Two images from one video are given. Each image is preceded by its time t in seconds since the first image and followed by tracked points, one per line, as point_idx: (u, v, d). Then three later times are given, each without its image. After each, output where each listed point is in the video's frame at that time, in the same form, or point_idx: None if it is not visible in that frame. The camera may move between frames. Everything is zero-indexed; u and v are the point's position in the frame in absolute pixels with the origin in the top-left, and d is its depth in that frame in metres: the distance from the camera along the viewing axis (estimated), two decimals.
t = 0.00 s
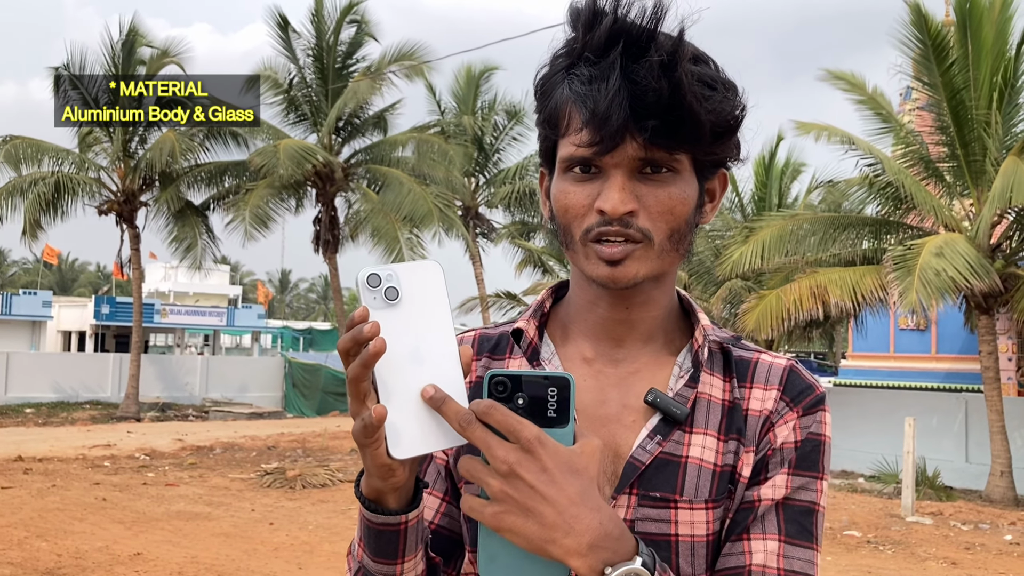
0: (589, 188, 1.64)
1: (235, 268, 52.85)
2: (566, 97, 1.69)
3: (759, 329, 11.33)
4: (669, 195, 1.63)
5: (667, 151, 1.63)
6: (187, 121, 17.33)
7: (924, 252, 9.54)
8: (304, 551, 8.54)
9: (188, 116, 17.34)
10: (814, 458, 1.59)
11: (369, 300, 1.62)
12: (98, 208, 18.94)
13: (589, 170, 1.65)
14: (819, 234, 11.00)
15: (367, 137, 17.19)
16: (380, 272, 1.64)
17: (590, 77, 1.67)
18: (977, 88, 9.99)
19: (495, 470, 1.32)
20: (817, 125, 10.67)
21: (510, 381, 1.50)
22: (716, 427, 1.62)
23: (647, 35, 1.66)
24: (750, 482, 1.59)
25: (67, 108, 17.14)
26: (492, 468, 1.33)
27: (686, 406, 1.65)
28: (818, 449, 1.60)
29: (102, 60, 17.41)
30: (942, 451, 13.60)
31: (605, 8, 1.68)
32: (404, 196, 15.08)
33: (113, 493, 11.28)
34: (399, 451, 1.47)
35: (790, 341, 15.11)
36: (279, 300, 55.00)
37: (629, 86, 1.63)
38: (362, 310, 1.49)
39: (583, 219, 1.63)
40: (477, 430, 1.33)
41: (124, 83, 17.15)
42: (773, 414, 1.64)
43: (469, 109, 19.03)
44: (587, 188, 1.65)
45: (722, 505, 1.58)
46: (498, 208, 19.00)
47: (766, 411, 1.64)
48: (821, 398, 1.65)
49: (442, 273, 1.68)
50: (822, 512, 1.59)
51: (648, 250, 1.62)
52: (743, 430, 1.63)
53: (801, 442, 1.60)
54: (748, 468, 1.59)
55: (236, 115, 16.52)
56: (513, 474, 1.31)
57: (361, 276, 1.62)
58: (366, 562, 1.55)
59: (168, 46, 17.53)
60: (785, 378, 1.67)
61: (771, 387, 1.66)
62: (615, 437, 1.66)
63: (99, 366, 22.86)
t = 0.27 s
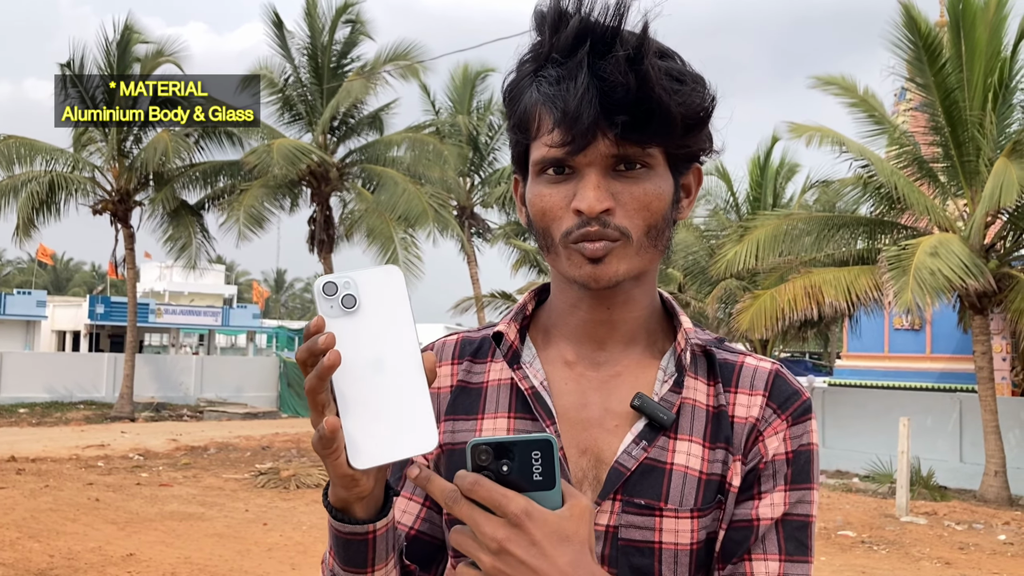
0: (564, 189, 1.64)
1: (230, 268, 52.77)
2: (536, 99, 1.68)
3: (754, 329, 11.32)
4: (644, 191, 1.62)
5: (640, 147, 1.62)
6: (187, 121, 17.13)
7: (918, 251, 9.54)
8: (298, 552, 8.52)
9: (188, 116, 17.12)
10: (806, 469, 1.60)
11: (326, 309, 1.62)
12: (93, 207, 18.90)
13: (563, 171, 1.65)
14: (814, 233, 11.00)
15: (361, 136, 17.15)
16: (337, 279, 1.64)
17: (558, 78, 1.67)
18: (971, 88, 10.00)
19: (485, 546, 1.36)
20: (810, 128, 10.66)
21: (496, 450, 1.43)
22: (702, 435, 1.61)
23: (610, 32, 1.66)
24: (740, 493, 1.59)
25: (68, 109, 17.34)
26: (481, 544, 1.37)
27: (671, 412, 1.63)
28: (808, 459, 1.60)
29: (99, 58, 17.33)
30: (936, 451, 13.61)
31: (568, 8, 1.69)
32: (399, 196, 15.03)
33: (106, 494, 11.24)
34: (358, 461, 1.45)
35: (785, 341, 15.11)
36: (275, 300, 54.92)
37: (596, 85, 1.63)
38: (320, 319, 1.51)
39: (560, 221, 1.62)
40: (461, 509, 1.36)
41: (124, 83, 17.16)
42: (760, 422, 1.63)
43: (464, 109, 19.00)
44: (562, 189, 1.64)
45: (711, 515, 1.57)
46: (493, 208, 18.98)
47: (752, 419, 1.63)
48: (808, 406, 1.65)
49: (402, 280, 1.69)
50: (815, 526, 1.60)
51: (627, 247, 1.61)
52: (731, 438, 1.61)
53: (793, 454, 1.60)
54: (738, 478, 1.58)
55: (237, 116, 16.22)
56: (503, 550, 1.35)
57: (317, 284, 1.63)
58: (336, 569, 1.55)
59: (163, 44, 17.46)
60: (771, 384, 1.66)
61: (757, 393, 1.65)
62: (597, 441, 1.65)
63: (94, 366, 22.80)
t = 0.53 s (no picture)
0: (545, 187, 1.63)
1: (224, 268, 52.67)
2: (518, 96, 1.67)
3: (747, 329, 11.31)
4: (627, 189, 1.61)
5: (621, 144, 1.61)
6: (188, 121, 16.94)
7: (912, 252, 9.55)
8: (290, 552, 8.49)
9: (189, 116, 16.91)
10: (797, 472, 1.61)
11: (301, 324, 1.61)
12: (85, 207, 18.83)
13: (545, 169, 1.64)
14: (807, 234, 11.02)
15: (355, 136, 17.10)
16: (310, 294, 1.63)
17: (539, 76, 1.66)
18: (964, 88, 10.02)
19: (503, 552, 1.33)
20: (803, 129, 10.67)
21: (511, 453, 1.41)
22: (691, 436, 1.60)
23: (592, 27, 1.64)
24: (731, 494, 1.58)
25: (68, 108, 17.37)
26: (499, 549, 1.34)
27: (660, 413, 1.61)
28: (800, 462, 1.61)
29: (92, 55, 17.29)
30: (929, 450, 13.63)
31: (551, 5, 1.67)
32: (392, 195, 14.99)
33: (98, 494, 11.19)
34: (344, 482, 1.46)
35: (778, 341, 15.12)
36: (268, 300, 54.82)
37: (576, 82, 1.61)
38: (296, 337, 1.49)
39: (541, 219, 1.61)
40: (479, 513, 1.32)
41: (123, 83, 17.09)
42: (750, 424, 1.62)
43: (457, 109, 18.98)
44: (543, 188, 1.63)
45: (703, 517, 1.56)
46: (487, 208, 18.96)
47: (742, 421, 1.62)
48: (797, 408, 1.65)
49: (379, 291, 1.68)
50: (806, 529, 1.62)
51: (610, 246, 1.60)
52: (722, 440, 1.60)
53: (785, 457, 1.60)
54: (730, 480, 1.57)
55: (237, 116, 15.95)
56: (521, 556, 1.32)
57: (290, 298, 1.61)
58: None
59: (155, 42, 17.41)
60: (760, 384, 1.65)
61: (746, 394, 1.64)
62: (582, 442, 1.63)
63: (86, 366, 22.71)
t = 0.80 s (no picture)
0: (514, 188, 1.64)
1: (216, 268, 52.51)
2: (490, 97, 1.68)
3: (740, 329, 11.31)
4: (595, 190, 1.61)
5: (585, 144, 1.60)
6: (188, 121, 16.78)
7: (903, 253, 9.57)
8: (280, 553, 8.45)
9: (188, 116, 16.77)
10: (787, 472, 1.61)
11: (272, 350, 1.57)
12: (75, 206, 18.73)
13: (515, 171, 1.65)
14: (799, 234, 11.03)
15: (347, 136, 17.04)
16: (278, 317, 1.58)
17: (508, 76, 1.66)
18: (955, 89, 10.06)
19: None
20: (797, 126, 10.68)
21: (523, 477, 1.32)
22: (679, 436, 1.58)
23: (560, 26, 1.63)
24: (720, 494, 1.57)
25: (67, 108, 17.40)
26: None
27: (649, 412, 1.59)
28: (790, 463, 1.61)
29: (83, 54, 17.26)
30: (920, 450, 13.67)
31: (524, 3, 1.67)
32: (384, 195, 14.95)
33: (87, 494, 11.13)
34: (332, 508, 1.45)
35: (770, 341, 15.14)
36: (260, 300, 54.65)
37: (541, 82, 1.61)
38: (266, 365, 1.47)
39: (510, 221, 1.63)
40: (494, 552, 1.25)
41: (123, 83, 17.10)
42: (740, 425, 1.61)
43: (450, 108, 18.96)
44: (513, 188, 1.64)
45: (692, 518, 1.55)
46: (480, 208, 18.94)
47: (731, 421, 1.61)
48: (786, 408, 1.64)
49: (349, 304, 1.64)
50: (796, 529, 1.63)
51: (578, 247, 1.61)
52: (711, 440, 1.59)
53: (775, 457, 1.60)
54: (720, 480, 1.56)
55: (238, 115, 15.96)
56: None
57: (257, 322, 1.56)
58: None
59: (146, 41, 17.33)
60: (748, 384, 1.64)
61: (735, 394, 1.63)
62: (569, 442, 1.61)
63: (77, 366, 22.60)
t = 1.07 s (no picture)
0: (486, 191, 1.64)
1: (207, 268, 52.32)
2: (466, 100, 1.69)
3: (730, 329, 11.32)
4: (566, 191, 1.60)
5: (551, 145, 1.59)
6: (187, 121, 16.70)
7: (893, 255, 9.60)
8: (270, 555, 8.42)
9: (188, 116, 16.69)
10: (771, 468, 1.59)
11: (265, 430, 1.37)
12: (65, 206, 18.63)
13: (488, 175, 1.65)
14: (789, 234, 11.07)
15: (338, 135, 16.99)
16: (272, 394, 1.38)
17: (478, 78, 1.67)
18: (945, 90, 10.09)
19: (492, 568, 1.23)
20: (790, 124, 10.70)
21: (498, 456, 1.27)
22: (660, 435, 1.57)
23: (519, 22, 1.61)
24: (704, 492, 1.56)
25: (67, 108, 17.38)
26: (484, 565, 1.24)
27: (630, 411, 1.59)
28: (774, 458, 1.59)
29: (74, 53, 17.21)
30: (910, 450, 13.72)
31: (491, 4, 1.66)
32: (375, 195, 14.92)
33: (76, 496, 11.07)
34: None
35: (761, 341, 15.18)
36: (251, 300, 54.48)
37: (503, 82, 1.60)
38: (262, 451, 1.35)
39: (483, 224, 1.64)
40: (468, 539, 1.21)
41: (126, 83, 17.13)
42: (723, 422, 1.59)
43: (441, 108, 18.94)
44: (486, 191, 1.65)
45: (675, 517, 1.54)
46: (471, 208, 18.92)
47: (714, 419, 1.59)
48: (769, 404, 1.63)
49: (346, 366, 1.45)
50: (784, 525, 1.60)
51: (548, 250, 1.61)
52: (693, 438, 1.58)
53: (758, 453, 1.58)
54: (703, 479, 1.55)
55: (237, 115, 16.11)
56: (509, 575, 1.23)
57: (247, 402, 1.36)
58: None
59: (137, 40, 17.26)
60: (731, 382, 1.63)
61: (718, 392, 1.62)
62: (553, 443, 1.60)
63: (66, 367, 22.49)
